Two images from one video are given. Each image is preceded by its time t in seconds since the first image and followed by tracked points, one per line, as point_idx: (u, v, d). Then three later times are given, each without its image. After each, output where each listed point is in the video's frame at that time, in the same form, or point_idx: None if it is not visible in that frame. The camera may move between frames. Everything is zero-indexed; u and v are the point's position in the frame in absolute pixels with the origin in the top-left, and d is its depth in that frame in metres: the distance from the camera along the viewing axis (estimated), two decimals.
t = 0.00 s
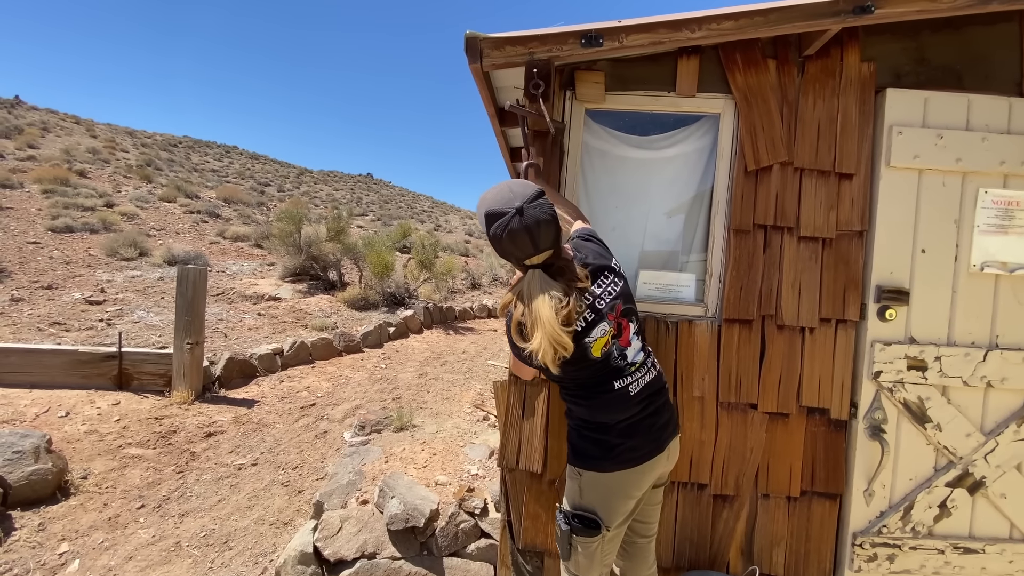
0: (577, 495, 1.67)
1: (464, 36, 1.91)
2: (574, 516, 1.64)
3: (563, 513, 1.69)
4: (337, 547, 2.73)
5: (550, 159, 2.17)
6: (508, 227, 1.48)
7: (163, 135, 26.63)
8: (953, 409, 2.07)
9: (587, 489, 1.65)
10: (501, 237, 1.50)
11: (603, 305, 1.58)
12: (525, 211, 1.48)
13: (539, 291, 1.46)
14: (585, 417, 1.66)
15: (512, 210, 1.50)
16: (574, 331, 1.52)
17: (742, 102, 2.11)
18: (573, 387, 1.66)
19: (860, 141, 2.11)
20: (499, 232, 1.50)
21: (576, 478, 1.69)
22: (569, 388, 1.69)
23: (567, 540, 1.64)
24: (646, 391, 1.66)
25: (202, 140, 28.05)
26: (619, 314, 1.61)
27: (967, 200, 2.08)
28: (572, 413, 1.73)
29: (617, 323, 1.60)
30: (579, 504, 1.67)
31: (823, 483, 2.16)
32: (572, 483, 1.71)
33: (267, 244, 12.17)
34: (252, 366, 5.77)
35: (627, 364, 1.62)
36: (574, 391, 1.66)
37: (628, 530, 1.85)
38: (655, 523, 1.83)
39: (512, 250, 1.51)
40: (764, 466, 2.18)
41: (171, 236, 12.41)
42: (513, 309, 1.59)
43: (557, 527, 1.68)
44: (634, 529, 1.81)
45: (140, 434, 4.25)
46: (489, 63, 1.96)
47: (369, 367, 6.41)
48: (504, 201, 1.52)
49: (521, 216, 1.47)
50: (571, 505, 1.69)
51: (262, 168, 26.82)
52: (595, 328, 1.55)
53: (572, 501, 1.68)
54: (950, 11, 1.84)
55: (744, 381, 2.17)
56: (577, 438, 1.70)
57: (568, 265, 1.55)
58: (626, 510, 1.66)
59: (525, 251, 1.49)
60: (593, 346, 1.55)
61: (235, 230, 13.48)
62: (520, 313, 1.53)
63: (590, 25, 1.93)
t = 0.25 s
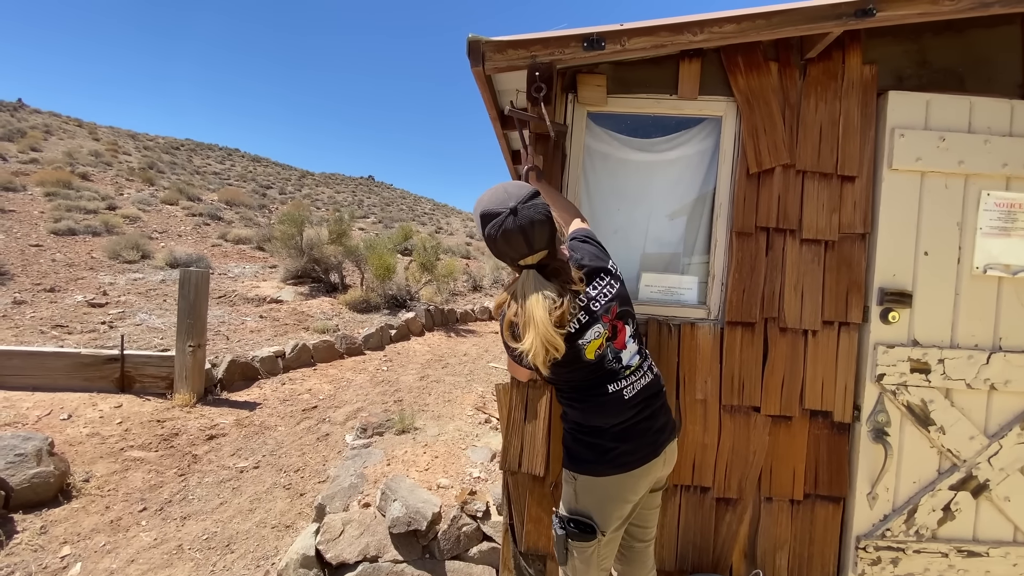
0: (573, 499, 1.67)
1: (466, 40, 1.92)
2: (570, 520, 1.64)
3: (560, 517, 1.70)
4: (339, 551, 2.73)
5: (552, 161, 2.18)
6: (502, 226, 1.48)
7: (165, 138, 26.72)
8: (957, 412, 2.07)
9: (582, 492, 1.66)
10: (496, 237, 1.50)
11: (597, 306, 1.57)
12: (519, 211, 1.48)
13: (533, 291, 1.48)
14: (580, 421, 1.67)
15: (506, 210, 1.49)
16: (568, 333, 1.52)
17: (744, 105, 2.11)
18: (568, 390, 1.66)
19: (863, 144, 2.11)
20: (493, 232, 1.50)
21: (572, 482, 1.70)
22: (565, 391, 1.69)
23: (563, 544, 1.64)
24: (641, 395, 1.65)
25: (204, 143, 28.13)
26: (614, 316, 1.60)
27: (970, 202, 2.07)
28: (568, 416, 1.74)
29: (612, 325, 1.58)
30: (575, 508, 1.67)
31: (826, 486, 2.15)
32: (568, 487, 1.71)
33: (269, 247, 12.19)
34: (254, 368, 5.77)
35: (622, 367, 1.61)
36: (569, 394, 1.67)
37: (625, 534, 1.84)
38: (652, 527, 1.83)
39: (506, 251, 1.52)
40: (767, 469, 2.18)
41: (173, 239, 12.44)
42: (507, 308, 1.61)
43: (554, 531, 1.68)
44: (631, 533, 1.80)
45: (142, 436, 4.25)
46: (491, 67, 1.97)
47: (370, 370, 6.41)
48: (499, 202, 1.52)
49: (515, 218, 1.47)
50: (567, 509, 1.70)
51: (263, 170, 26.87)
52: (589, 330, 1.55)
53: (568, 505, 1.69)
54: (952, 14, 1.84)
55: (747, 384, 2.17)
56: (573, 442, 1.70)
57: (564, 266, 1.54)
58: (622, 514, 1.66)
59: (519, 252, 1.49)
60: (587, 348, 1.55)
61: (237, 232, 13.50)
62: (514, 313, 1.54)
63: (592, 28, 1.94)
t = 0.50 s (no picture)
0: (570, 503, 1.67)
1: (467, 44, 1.92)
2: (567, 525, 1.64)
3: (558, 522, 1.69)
4: (339, 554, 2.72)
5: (552, 164, 2.18)
6: (508, 225, 1.48)
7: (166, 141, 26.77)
8: (957, 414, 2.07)
9: (581, 496, 1.66)
10: (501, 236, 1.50)
11: (599, 309, 1.57)
12: (524, 211, 1.49)
13: (537, 290, 1.47)
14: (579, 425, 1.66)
15: (511, 209, 1.50)
16: (571, 334, 1.51)
17: (745, 108, 2.11)
18: (567, 393, 1.65)
19: (863, 146, 2.11)
20: (498, 231, 1.50)
21: (571, 486, 1.69)
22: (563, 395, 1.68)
23: (562, 548, 1.63)
24: (639, 399, 1.66)
25: (205, 145, 28.19)
26: (615, 318, 1.61)
27: (970, 205, 2.08)
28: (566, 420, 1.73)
29: (612, 328, 1.60)
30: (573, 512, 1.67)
31: (827, 489, 2.15)
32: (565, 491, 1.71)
33: (270, 249, 12.20)
34: (255, 371, 5.78)
35: (622, 370, 1.62)
36: (568, 397, 1.66)
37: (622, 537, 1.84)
38: (649, 530, 1.82)
39: (510, 250, 1.52)
40: (768, 472, 2.17)
41: (174, 241, 12.45)
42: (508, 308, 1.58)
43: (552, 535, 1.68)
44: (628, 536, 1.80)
45: (142, 439, 4.25)
46: (491, 70, 1.98)
47: (370, 372, 6.41)
48: (502, 203, 1.53)
49: (520, 217, 1.48)
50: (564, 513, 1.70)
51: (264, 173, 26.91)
52: (591, 332, 1.55)
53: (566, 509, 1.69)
54: (951, 17, 1.84)
55: (748, 387, 2.17)
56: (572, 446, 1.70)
57: (568, 267, 1.55)
58: (620, 517, 1.66)
59: (523, 251, 1.49)
60: (588, 350, 1.55)
61: (238, 234, 13.52)
62: (516, 313, 1.51)
63: (592, 31, 1.94)
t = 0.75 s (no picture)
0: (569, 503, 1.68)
1: (467, 45, 1.92)
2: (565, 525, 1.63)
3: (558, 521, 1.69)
4: (339, 555, 2.72)
5: (552, 165, 2.18)
6: (521, 212, 1.49)
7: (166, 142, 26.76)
8: (957, 415, 2.07)
9: (581, 496, 1.66)
10: (515, 224, 1.51)
11: (610, 310, 1.58)
12: (539, 198, 1.51)
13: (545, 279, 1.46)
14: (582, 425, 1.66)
15: (524, 197, 1.52)
16: (581, 333, 1.52)
17: (744, 109, 2.11)
18: (572, 392, 1.65)
19: (862, 147, 2.11)
20: (512, 219, 1.51)
21: (572, 486, 1.69)
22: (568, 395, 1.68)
23: (561, 548, 1.63)
24: (644, 402, 1.66)
25: (205, 147, 28.19)
26: (625, 321, 1.62)
27: (969, 206, 2.08)
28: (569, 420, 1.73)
29: (622, 330, 1.60)
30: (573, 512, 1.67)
31: (827, 490, 2.15)
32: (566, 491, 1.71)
33: (269, 250, 12.20)
34: (254, 372, 5.77)
35: (628, 372, 1.62)
36: (573, 396, 1.66)
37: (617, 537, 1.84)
38: (646, 532, 1.82)
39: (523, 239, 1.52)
40: (768, 474, 2.17)
41: (174, 242, 12.45)
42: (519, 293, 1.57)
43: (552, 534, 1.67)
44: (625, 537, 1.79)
45: (142, 441, 4.25)
46: (491, 72, 1.98)
47: (370, 373, 6.41)
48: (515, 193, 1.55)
49: (534, 204, 1.49)
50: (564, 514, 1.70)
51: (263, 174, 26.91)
52: (601, 333, 1.55)
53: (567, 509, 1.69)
54: (950, 19, 1.84)
55: (748, 388, 2.17)
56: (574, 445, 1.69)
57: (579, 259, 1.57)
58: (620, 518, 1.65)
59: (536, 239, 1.50)
60: (597, 351, 1.55)
61: (237, 236, 13.51)
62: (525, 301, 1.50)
63: (592, 33, 1.95)
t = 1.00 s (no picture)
0: (576, 505, 1.64)
1: (465, 45, 1.92)
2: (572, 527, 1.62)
3: (564, 523, 1.66)
4: (338, 555, 2.72)
5: (551, 165, 2.18)
6: (563, 190, 1.55)
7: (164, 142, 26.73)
8: (955, 414, 2.07)
9: (590, 499, 1.62)
10: (556, 201, 1.55)
11: (636, 309, 1.60)
12: (576, 179, 1.59)
13: (586, 251, 1.45)
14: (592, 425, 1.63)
15: (562, 178, 1.59)
16: (609, 328, 1.53)
17: (742, 109, 2.12)
18: (586, 390, 1.63)
19: (860, 147, 2.12)
20: (553, 197, 1.55)
21: (578, 487, 1.65)
22: (581, 392, 1.65)
23: (568, 549, 1.61)
24: (655, 406, 1.68)
25: (203, 146, 28.15)
26: (646, 322, 1.66)
27: (967, 206, 2.08)
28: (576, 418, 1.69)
29: (643, 331, 1.63)
30: (579, 514, 1.64)
31: (825, 490, 2.15)
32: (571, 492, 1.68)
33: (268, 250, 12.19)
34: (253, 372, 5.77)
35: (644, 375, 1.64)
36: (586, 394, 1.63)
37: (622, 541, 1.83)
38: (649, 534, 1.82)
39: (563, 219, 1.55)
40: (766, 473, 2.18)
41: (172, 242, 12.43)
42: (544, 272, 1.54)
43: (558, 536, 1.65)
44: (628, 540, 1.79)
45: (140, 441, 4.24)
46: (489, 71, 1.98)
47: (369, 373, 6.41)
48: (551, 179, 1.61)
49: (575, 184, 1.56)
50: (568, 514, 1.67)
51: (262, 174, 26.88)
52: (626, 331, 1.56)
53: (573, 510, 1.65)
54: (948, 19, 1.85)
55: (746, 388, 2.17)
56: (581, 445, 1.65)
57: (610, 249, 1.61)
58: (626, 520, 1.64)
59: (577, 217, 1.54)
60: (621, 348, 1.55)
61: (236, 236, 13.50)
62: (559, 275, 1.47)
63: (590, 32, 1.95)
